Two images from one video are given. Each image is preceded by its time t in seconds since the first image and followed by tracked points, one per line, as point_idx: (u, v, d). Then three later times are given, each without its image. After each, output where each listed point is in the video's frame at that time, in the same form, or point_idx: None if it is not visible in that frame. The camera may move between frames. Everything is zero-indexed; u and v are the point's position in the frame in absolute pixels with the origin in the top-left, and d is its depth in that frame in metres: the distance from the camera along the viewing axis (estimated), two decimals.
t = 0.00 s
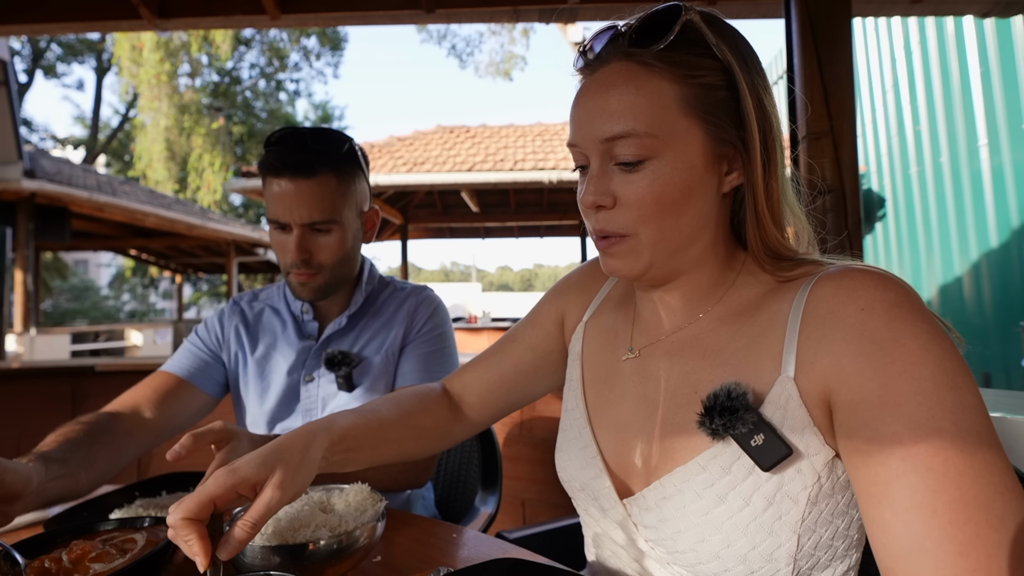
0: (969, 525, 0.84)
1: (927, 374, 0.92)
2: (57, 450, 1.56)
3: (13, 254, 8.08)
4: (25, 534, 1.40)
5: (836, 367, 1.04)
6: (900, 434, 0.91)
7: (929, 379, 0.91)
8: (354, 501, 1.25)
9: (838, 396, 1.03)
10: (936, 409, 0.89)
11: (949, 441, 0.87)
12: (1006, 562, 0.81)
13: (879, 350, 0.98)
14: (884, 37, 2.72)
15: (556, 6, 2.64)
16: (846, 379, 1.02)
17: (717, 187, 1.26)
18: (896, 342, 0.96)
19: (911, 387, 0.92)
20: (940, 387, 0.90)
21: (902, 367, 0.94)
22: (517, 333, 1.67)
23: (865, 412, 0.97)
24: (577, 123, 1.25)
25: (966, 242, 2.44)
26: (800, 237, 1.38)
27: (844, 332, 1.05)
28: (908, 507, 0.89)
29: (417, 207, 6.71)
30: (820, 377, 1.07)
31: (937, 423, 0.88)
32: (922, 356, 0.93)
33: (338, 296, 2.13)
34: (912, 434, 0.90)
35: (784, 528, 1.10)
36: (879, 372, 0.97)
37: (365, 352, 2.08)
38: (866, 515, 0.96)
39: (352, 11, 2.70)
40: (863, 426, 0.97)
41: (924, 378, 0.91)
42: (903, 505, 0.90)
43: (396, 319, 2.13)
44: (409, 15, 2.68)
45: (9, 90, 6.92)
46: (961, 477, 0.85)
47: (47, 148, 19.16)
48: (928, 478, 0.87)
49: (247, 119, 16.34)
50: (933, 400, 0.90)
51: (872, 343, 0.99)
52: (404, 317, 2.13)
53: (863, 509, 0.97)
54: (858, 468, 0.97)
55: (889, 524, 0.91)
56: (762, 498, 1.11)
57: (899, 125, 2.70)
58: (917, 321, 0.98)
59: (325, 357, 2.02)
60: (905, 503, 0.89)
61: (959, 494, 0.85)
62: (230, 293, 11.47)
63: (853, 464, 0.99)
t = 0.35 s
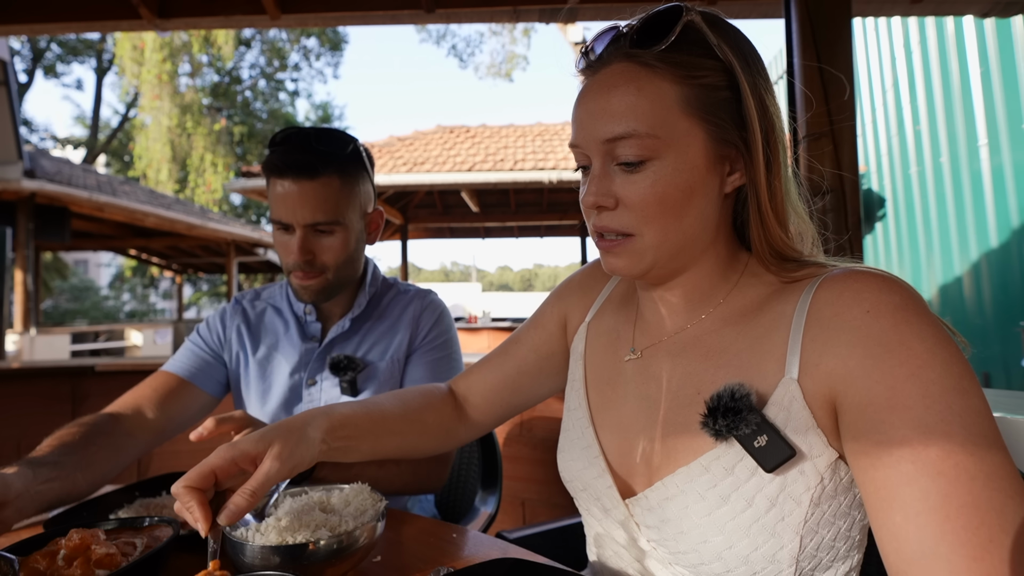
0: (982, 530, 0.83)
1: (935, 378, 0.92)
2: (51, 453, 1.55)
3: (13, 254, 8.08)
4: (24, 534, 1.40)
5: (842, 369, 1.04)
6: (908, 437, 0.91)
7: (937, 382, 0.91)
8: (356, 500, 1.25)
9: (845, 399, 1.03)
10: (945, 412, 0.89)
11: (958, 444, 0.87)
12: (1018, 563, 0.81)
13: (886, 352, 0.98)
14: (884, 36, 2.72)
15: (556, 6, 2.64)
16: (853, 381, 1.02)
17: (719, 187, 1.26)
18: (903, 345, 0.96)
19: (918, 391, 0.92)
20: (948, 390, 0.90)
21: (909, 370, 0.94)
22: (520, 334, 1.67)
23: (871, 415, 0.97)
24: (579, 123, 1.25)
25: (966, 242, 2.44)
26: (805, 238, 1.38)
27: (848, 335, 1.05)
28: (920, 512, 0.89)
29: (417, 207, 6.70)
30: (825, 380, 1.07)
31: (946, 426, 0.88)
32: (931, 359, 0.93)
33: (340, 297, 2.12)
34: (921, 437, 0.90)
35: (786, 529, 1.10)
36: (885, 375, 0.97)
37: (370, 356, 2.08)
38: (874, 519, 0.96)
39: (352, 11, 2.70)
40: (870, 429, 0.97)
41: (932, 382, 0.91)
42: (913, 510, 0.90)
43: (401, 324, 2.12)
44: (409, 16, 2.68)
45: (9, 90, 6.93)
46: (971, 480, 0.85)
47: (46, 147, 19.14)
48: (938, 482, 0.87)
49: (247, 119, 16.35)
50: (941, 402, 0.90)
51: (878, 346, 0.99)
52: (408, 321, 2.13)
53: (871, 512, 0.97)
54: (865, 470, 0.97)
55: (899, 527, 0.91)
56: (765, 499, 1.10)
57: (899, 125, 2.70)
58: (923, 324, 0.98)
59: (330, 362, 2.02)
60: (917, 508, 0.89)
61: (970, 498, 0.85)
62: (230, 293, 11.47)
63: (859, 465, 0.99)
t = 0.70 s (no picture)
0: (985, 530, 0.84)
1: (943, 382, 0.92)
2: (50, 450, 1.55)
3: (13, 253, 8.07)
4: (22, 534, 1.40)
5: (849, 371, 1.04)
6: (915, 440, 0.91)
7: (943, 385, 0.91)
8: (355, 500, 1.24)
9: (851, 399, 1.04)
10: (951, 414, 0.89)
11: (963, 446, 0.87)
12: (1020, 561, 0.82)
13: (892, 354, 0.98)
14: (884, 36, 2.72)
15: (556, 6, 2.64)
16: (860, 383, 1.02)
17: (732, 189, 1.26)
18: (910, 347, 0.97)
19: (925, 393, 0.92)
20: (955, 394, 0.90)
21: (916, 373, 0.94)
22: (532, 337, 1.67)
23: (876, 416, 0.98)
24: (593, 125, 1.24)
25: (966, 242, 2.44)
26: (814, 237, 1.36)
27: (856, 336, 1.05)
28: (924, 511, 0.89)
29: (417, 207, 6.69)
30: (832, 381, 1.07)
31: (950, 428, 0.88)
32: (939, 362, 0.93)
33: (347, 300, 2.12)
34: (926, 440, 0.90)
35: (792, 527, 1.11)
36: (892, 377, 0.97)
37: (383, 366, 2.10)
38: (878, 519, 0.97)
39: (351, 11, 2.70)
40: (876, 430, 0.97)
41: (938, 384, 0.92)
42: (917, 509, 0.90)
43: (413, 336, 2.14)
44: (409, 15, 2.67)
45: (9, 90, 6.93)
46: (975, 482, 0.86)
47: (47, 147, 19.12)
48: (943, 482, 0.88)
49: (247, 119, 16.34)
50: (946, 404, 0.90)
51: (884, 349, 1.00)
52: (421, 332, 2.16)
53: (875, 514, 0.98)
54: (869, 470, 0.98)
55: (903, 525, 0.92)
56: (771, 498, 1.11)
57: (899, 125, 2.71)
58: (929, 329, 0.98)
59: (348, 371, 2.03)
60: (920, 507, 0.90)
61: (972, 499, 0.86)
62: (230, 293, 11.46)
63: (863, 465, 1.00)
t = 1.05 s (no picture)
0: (1001, 534, 0.88)
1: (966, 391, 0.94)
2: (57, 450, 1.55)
3: (13, 253, 8.07)
4: (24, 533, 1.40)
5: (874, 379, 1.06)
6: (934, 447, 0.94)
7: (970, 397, 0.94)
8: (356, 500, 1.25)
9: (877, 406, 1.05)
10: (974, 424, 0.92)
11: (986, 455, 0.90)
12: None
13: (922, 364, 1.00)
14: (884, 35, 2.72)
15: (556, 6, 2.64)
16: (885, 391, 1.03)
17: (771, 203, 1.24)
18: (938, 359, 0.98)
19: (951, 403, 0.94)
20: (982, 405, 0.93)
21: (943, 384, 0.96)
22: (566, 359, 1.64)
23: (898, 422, 1.00)
24: (629, 144, 1.22)
25: (966, 242, 2.44)
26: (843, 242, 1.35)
27: (886, 346, 1.06)
28: (942, 514, 0.92)
29: (417, 207, 6.65)
30: (859, 388, 1.08)
31: (974, 437, 0.91)
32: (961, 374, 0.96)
33: (354, 300, 2.11)
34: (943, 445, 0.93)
35: (816, 533, 1.11)
36: (921, 386, 0.98)
37: (388, 366, 2.08)
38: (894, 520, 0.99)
39: (352, 12, 2.70)
40: (897, 435, 0.99)
41: (965, 396, 0.94)
42: (937, 512, 0.93)
43: (416, 336, 2.13)
44: (409, 15, 2.68)
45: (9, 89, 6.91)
46: (995, 490, 0.89)
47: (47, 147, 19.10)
48: (963, 488, 0.90)
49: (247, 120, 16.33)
50: (971, 415, 0.92)
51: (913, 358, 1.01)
52: (426, 332, 2.15)
53: (891, 513, 1.00)
54: (889, 474, 1.00)
55: (920, 526, 0.94)
56: (796, 503, 1.11)
57: (899, 124, 2.69)
58: (959, 343, 0.99)
59: (352, 371, 2.03)
60: (938, 510, 0.92)
61: (991, 505, 0.89)
62: (230, 293, 11.44)
63: (883, 469, 1.02)
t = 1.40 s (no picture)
0: (1013, 539, 0.88)
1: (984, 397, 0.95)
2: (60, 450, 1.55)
3: (13, 253, 8.07)
4: (25, 533, 1.40)
5: (894, 386, 1.05)
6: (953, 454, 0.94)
7: (988, 403, 0.94)
8: (356, 500, 1.25)
9: (895, 411, 1.04)
10: (991, 430, 0.92)
11: (1001, 461, 0.90)
12: None
13: (943, 372, 1.00)
14: (884, 35, 2.74)
15: (556, 6, 2.64)
16: (904, 397, 1.03)
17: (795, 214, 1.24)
18: (958, 367, 0.98)
19: (967, 409, 0.95)
20: (998, 413, 0.93)
21: (961, 391, 0.97)
22: (579, 364, 1.63)
23: (913, 428, 1.00)
24: (652, 155, 1.21)
25: (966, 241, 2.43)
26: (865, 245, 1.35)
27: (904, 353, 1.05)
28: (953, 515, 0.93)
29: (417, 207, 6.65)
30: (879, 395, 1.08)
31: (989, 443, 0.91)
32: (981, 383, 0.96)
33: (354, 301, 2.11)
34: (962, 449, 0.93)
35: (837, 540, 1.11)
36: (937, 393, 0.99)
37: (388, 368, 2.07)
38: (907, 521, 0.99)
39: (352, 11, 2.69)
40: (910, 439, 1.00)
41: (983, 403, 0.94)
42: (947, 514, 0.93)
43: (418, 338, 2.12)
44: (409, 15, 2.67)
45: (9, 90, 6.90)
46: (1008, 495, 0.90)
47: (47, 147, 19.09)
48: (975, 491, 0.91)
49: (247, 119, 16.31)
50: (988, 421, 0.93)
51: (933, 367, 1.01)
52: (427, 336, 2.13)
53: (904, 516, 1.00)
54: (901, 477, 1.01)
55: (929, 527, 0.95)
56: (818, 511, 1.11)
57: (899, 124, 2.71)
58: (977, 351, 0.99)
59: (351, 375, 2.01)
60: (948, 511, 0.93)
61: (1004, 510, 0.90)
62: (230, 293, 11.44)
63: (897, 472, 1.02)
